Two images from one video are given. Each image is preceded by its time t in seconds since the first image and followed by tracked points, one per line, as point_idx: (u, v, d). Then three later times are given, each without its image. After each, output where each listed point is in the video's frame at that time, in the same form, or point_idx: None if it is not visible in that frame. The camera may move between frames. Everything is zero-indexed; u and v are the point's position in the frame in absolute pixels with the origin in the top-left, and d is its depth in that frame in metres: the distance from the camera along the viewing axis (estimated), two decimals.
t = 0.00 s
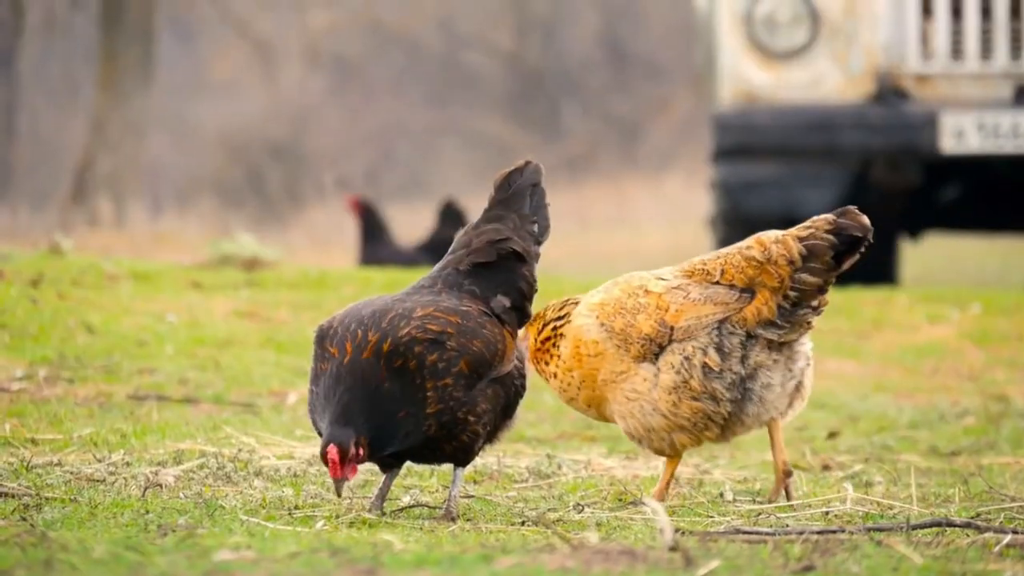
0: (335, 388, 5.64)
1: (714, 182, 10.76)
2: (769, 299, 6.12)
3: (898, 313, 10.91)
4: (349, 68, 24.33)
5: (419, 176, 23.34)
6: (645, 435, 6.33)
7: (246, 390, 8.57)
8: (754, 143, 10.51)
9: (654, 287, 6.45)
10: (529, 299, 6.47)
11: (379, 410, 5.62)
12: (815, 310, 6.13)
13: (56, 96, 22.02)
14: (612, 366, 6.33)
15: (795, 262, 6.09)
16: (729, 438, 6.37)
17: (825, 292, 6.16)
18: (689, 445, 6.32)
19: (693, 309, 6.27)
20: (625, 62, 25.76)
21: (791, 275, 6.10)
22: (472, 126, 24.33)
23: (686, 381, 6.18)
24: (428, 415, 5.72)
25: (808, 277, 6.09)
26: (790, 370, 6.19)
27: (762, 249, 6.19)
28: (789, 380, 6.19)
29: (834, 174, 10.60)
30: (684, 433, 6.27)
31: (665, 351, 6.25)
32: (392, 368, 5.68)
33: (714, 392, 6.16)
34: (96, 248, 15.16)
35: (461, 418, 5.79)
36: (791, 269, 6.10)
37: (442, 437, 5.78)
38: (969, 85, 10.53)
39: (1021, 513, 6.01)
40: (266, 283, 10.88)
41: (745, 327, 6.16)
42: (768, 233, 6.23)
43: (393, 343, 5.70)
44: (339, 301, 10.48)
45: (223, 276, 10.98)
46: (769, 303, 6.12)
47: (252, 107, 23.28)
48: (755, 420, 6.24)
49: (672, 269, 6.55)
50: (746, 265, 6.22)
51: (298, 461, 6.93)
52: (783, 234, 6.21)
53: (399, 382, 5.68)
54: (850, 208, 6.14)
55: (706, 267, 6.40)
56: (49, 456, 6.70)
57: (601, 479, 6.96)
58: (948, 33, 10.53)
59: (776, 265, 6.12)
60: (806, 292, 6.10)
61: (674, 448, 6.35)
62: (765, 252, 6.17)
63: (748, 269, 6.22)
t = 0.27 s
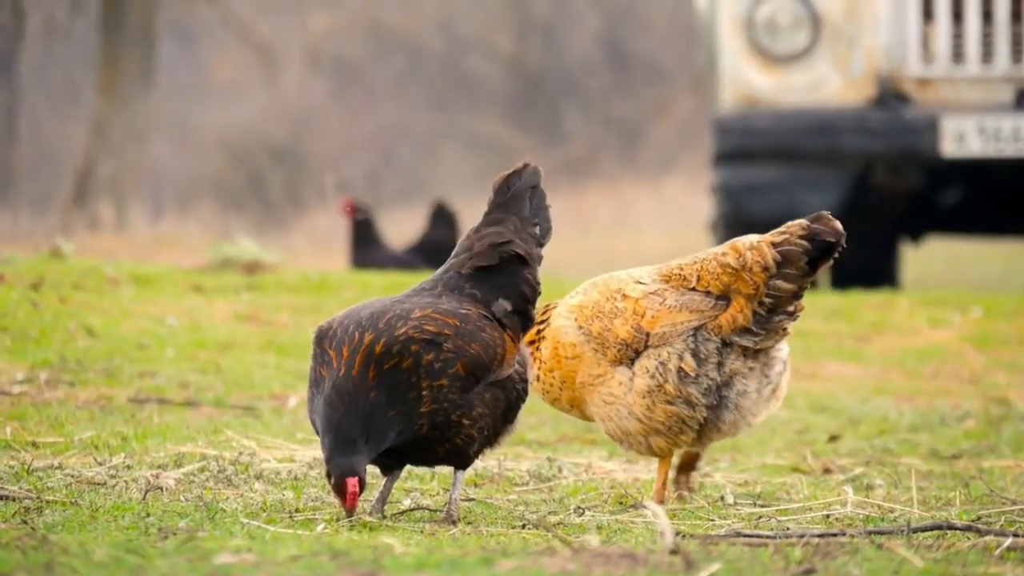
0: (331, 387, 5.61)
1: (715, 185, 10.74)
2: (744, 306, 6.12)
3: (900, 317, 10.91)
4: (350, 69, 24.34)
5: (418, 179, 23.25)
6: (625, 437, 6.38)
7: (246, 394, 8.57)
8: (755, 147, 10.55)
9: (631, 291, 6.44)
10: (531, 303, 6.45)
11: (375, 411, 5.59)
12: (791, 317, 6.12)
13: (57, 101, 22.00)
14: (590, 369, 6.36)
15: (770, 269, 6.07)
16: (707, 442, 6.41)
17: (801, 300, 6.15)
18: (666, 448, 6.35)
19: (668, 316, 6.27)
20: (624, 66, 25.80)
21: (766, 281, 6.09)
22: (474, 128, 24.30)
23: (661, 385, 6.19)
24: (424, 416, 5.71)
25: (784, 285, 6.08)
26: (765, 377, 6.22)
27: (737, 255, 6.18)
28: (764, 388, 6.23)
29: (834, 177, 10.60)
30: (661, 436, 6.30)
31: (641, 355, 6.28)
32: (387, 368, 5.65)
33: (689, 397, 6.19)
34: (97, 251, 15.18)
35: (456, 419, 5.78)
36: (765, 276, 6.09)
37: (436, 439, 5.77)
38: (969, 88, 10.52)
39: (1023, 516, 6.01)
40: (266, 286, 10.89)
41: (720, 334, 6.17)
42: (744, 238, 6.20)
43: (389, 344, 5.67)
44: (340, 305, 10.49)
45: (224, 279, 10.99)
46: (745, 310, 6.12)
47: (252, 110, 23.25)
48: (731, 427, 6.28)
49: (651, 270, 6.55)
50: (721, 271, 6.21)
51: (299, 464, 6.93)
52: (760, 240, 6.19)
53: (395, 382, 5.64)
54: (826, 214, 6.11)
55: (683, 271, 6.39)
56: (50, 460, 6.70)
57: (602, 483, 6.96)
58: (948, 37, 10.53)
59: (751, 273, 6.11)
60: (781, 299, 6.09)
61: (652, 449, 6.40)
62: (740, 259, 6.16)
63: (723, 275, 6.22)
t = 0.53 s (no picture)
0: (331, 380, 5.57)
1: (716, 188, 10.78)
2: (726, 312, 6.20)
3: (901, 319, 10.91)
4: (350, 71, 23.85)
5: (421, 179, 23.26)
6: (605, 438, 6.42)
7: (248, 396, 8.57)
8: (756, 149, 10.55)
9: (616, 296, 6.56)
10: (529, 305, 6.42)
11: (377, 409, 5.55)
12: (770, 325, 6.18)
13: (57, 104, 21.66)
14: (571, 371, 6.45)
15: (750, 275, 6.15)
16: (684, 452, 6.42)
17: (782, 308, 6.21)
18: (645, 453, 6.37)
19: (651, 320, 6.35)
20: (627, 68, 26.24)
21: (747, 288, 6.17)
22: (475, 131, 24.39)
23: (641, 385, 6.24)
24: (427, 420, 5.66)
25: (764, 291, 6.14)
26: (745, 387, 6.25)
27: (721, 261, 6.27)
28: (744, 397, 6.26)
29: (837, 179, 10.61)
30: (642, 439, 6.32)
31: (622, 358, 6.36)
32: (389, 365, 5.62)
33: (669, 397, 6.21)
34: (99, 253, 15.22)
35: (458, 423, 5.74)
36: (747, 282, 6.17)
37: (437, 443, 5.72)
38: (970, 91, 10.50)
39: None
40: (267, 288, 10.89)
41: (701, 340, 6.23)
42: (727, 245, 6.30)
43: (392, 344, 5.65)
44: (341, 307, 10.50)
45: (226, 282, 11.01)
46: (727, 316, 6.19)
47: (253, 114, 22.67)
48: (709, 435, 6.30)
49: (638, 278, 6.65)
50: (705, 277, 6.30)
51: (300, 467, 6.93)
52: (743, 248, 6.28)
53: (397, 382, 5.61)
54: (804, 221, 6.21)
55: (669, 278, 6.48)
56: (51, 462, 6.70)
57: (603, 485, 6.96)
58: (949, 39, 10.50)
59: (734, 279, 6.19)
60: (762, 306, 6.16)
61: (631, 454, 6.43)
62: (723, 265, 6.25)
63: (707, 281, 6.30)
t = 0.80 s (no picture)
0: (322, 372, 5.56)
1: (717, 191, 10.85)
2: (700, 311, 6.42)
3: (902, 322, 10.91)
4: (354, 78, 24.14)
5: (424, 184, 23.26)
6: (594, 444, 6.37)
7: (249, 399, 8.57)
8: (757, 152, 10.56)
9: (586, 306, 6.61)
10: (530, 309, 6.35)
11: (367, 400, 5.52)
12: (745, 323, 6.43)
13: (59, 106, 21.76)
14: (549, 384, 6.33)
15: (721, 275, 6.42)
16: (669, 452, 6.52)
17: (753, 309, 6.47)
18: (633, 451, 6.38)
19: (625, 323, 6.45)
20: (629, 72, 26.28)
21: (717, 288, 6.44)
22: (476, 134, 24.34)
23: (624, 378, 6.29)
24: (417, 415, 5.60)
25: (734, 292, 6.41)
26: (727, 380, 6.45)
27: (690, 262, 6.54)
28: (725, 391, 6.44)
29: (839, 183, 10.68)
30: (630, 436, 6.34)
31: (600, 364, 6.37)
32: (382, 358, 5.59)
33: (657, 387, 6.29)
34: (99, 257, 15.23)
35: (449, 421, 5.68)
36: (717, 284, 6.44)
37: (427, 441, 5.66)
38: (971, 93, 10.50)
39: None
40: (268, 291, 10.90)
41: (679, 338, 6.42)
42: (694, 248, 6.58)
43: (385, 338, 5.64)
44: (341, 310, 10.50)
45: (227, 284, 11.01)
46: (700, 314, 6.41)
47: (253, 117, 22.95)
48: (696, 431, 6.43)
49: (599, 291, 6.76)
50: (676, 278, 6.55)
51: (301, 470, 6.94)
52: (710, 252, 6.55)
53: (387, 374, 5.58)
54: (772, 226, 6.51)
55: (637, 282, 6.68)
56: (52, 465, 6.71)
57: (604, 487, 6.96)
58: (950, 42, 10.50)
59: (704, 279, 6.46)
60: (733, 305, 6.41)
61: (618, 457, 6.40)
62: (693, 265, 6.51)
63: (677, 282, 6.55)
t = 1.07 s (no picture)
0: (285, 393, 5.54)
1: (718, 194, 10.83)
2: (677, 304, 6.37)
3: (903, 325, 10.90)
4: (355, 81, 24.07)
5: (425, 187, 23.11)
6: (580, 440, 6.30)
7: (250, 401, 8.58)
8: (759, 154, 10.56)
9: (564, 306, 6.59)
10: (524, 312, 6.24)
11: (340, 413, 5.46)
12: (723, 318, 6.37)
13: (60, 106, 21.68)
14: (531, 383, 6.29)
15: (698, 271, 6.34)
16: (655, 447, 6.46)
17: (731, 304, 6.39)
18: (616, 443, 6.30)
19: (604, 320, 6.44)
20: (630, 74, 26.32)
21: (694, 284, 6.36)
22: (476, 136, 24.36)
23: (603, 369, 6.26)
24: (400, 421, 5.54)
25: (712, 288, 6.33)
26: (708, 372, 6.41)
27: (668, 257, 6.47)
28: (708, 382, 6.40)
29: (841, 186, 10.66)
30: (612, 426, 6.27)
31: (581, 360, 6.35)
32: (357, 369, 5.53)
33: (637, 375, 6.26)
34: (101, 259, 15.26)
35: (438, 425, 5.63)
36: (694, 279, 6.36)
37: (416, 444, 5.60)
38: (972, 96, 10.51)
39: None
40: (269, 293, 10.91)
41: (658, 332, 6.39)
42: (673, 243, 6.51)
43: (365, 346, 5.56)
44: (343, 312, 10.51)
45: (227, 286, 11.03)
46: (678, 309, 6.37)
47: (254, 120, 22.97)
48: (680, 423, 6.37)
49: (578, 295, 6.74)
50: (654, 273, 6.51)
51: (302, 472, 6.94)
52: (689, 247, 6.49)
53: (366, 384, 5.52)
54: (753, 225, 6.40)
55: (614, 281, 6.67)
56: (53, 467, 6.71)
57: (604, 490, 6.96)
58: (951, 44, 10.50)
59: (682, 273, 6.39)
60: (711, 301, 6.33)
61: (604, 450, 6.33)
62: (670, 259, 6.46)
63: (656, 277, 6.50)
